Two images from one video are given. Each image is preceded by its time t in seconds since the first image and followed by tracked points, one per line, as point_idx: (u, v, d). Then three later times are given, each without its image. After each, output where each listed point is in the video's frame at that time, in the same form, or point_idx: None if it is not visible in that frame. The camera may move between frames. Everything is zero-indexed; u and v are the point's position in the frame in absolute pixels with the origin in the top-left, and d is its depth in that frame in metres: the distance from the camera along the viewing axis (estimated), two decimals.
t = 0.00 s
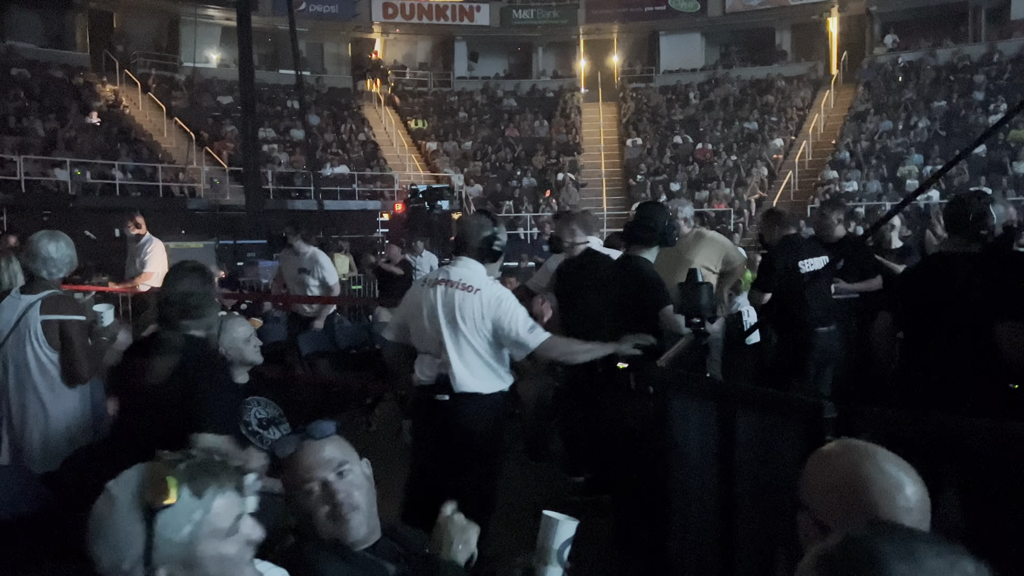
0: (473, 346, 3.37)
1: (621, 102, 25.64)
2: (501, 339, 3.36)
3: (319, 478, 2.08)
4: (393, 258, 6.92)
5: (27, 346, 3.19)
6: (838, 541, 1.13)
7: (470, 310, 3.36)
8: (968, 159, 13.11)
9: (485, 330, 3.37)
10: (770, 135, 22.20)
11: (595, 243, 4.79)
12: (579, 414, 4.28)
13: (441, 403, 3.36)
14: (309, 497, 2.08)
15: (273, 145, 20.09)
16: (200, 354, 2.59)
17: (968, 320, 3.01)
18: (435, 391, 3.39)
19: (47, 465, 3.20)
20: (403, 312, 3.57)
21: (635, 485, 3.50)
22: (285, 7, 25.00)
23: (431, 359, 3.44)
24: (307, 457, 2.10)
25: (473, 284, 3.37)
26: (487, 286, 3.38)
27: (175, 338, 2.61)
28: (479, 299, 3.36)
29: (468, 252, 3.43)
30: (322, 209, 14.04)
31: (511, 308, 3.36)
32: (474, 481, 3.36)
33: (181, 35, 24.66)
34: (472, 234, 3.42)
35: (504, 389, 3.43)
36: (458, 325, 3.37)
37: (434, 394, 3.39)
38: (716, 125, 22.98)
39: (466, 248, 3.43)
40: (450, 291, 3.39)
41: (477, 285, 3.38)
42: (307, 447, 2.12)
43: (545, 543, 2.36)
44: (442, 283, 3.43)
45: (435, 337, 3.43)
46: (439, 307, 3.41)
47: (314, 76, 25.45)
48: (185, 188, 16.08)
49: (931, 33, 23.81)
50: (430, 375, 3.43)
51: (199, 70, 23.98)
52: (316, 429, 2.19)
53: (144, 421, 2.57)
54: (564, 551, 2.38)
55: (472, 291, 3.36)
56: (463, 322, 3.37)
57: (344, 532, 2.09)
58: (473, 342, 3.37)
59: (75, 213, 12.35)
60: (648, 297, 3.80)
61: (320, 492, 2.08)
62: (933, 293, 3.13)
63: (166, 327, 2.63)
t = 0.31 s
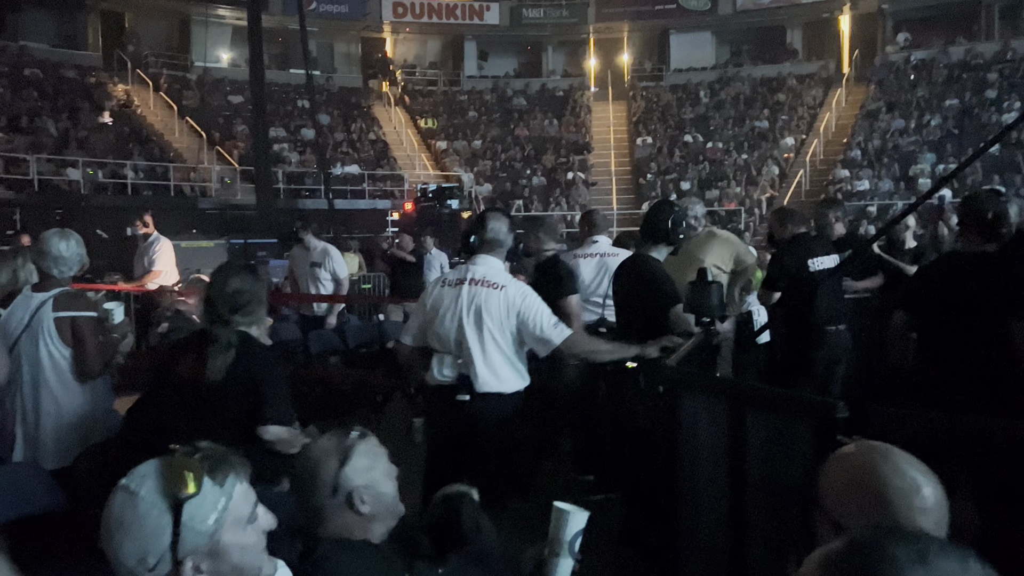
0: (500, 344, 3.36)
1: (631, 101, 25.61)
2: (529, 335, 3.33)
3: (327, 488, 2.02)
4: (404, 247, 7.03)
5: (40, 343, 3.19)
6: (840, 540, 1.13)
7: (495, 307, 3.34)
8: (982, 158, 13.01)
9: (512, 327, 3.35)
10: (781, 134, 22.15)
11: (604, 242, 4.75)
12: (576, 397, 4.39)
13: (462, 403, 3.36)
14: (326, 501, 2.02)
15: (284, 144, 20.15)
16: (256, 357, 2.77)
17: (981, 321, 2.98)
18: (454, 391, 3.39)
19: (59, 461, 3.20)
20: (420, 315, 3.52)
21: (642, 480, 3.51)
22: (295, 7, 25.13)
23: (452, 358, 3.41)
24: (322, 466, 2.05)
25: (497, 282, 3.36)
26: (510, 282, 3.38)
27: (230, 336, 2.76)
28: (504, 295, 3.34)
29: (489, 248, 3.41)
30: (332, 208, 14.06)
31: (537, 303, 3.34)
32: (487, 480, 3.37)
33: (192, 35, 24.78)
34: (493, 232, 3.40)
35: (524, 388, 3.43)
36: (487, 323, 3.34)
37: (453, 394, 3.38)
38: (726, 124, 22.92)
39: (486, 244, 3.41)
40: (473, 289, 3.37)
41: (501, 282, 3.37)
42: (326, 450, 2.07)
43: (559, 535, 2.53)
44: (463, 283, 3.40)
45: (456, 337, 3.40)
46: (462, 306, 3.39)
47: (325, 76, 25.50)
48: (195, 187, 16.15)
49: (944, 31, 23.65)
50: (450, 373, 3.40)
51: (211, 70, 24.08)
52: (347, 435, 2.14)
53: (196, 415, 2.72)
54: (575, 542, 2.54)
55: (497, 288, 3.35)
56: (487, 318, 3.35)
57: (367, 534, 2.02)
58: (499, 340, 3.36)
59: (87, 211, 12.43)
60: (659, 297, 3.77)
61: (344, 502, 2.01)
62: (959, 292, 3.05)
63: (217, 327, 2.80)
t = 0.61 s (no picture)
0: (524, 344, 3.39)
1: (644, 102, 25.53)
2: (553, 328, 3.38)
3: (347, 493, 2.01)
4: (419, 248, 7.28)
5: (55, 344, 3.20)
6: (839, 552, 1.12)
7: (517, 307, 3.37)
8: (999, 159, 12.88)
9: (536, 324, 3.39)
10: (795, 135, 22.05)
11: (616, 244, 4.72)
12: (592, 396, 4.44)
13: (479, 406, 3.36)
14: (349, 504, 2.01)
15: (297, 147, 20.24)
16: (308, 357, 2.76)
17: (998, 326, 2.95)
18: (471, 395, 3.38)
19: (76, 463, 3.25)
20: (436, 320, 3.52)
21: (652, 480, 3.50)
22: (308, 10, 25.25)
23: (470, 361, 3.41)
24: (347, 473, 2.02)
25: (518, 281, 3.40)
26: (529, 282, 3.41)
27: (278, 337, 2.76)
28: (526, 293, 3.39)
29: (505, 250, 3.44)
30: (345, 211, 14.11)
31: (558, 298, 3.41)
32: (506, 481, 3.38)
33: (207, 38, 24.92)
34: (508, 235, 3.44)
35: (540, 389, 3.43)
36: (512, 323, 3.36)
37: (470, 396, 3.38)
38: (740, 125, 22.83)
39: (501, 247, 3.44)
40: (493, 290, 3.39)
41: (521, 281, 3.40)
42: (347, 456, 2.05)
43: (574, 534, 2.52)
44: (482, 285, 3.41)
45: (475, 340, 3.40)
46: (482, 308, 3.40)
47: (337, 78, 25.56)
48: (210, 189, 16.26)
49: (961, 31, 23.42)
50: (467, 376, 3.40)
51: (225, 73, 24.21)
52: (368, 436, 2.13)
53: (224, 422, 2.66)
54: (590, 542, 2.53)
55: (519, 287, 3.39)
56: (509, 318, 3.36)
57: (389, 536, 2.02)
58: (524, 339, 3.39)
59: (104, 214, 12.53)
60: (671, 300, 3.75)
61: (372, 506, 2.00)
62: (963, 294, 3.04)
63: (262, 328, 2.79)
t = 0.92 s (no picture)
0: (538, 349, 3.37)
1: (657, 105, 25.50)
2: (568, 332, 3.37)
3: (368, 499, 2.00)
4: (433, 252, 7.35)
5: (73, 350, 3.22)
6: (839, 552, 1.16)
7: (529, 309, 3.36)
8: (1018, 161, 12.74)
9: (551, 327, 3.38)
10: (810, 137, 21.94)
11: (631, 247, 4.69)
12: (604, 403, 4.36)
13: (488, 410, 3.33)
14: (371, 511, 2.00)
15: (312, 151, 20.33)
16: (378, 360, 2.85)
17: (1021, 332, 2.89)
18: (480, 399, 3.36)
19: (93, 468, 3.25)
20: (447, 326, 3.51)
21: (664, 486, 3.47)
22: (323, 15, 25.46)
23: (479, 366, 3.39)
24: (370, 478, 2.01)
25: (529, 284, 3.38)
26: (538, 284, 3.39)
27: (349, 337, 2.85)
28: (538, 296, 3.37)
29: (512, 254, 3.42)
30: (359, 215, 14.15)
31: (570, 301, 3.39)
32: (519, 487, 3.36)
33: (222, 44, 25.12)
34: (515, 239, 3.43)
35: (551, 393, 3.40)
36: (525, 328, 3.35)
37: (480, 400, 3.36)
38: (754, 128, 22.75)
39: (508, 252, 3.42)
40: (504, 294, 3.37)
41: (531, 285, 3.39)
42: (367, 461, 2.04)
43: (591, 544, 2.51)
44: (493, 291, 3.39)
45: (486, 346, 3.39)
46: (493, 313, 3.38)
47: (351, 84, 25.68)
48: (225, 195, 16.33)
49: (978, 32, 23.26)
50: (477, 381, 3.37)
51: (240, 79, 24.40)
52: (388, 442, 2.12)
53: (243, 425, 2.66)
54: (605, 551, 2.53)
55: (531, 290, 3.37)
56: (522, 322, 3.35)
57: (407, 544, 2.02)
58: (538, 343, 3.37)
59: (121, 220, 12.59)
60: (687, 304, 3.72)
61: (392, 516, 2.00)
62: (976, 309, 2.99)
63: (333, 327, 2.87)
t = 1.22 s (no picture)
0: (558, 354, 3.39)
1: (674, 109, 25.47)
2: (588, 338, 3.38)
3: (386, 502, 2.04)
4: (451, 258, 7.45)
5: (93, 356, 3.24)
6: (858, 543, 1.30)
7: (545, 316, 3.36)
8: None
9: (571, 332, 3.40)
10: (829, 141, 21.77)
11: (648, 251, 4.68)
12: (623, 409, 4.38)
13: (502, 419, 3.33)
14: (393, 509, 2.03)
15: (330, 157, 20.45)
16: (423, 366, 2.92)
17: None
18: (495, 407, 3.35)
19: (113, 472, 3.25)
20: (459, 334, 3.48)
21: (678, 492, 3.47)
22: (340, 22, 25.67)
23: (495, 374, 3.40)
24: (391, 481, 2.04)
25: (546, 289, 3.39)
26: (553, 289, 3.41)
27: (396, 339, 2.90)
28: (554, 302, 3.38)
29: (524, 261, 3.43)
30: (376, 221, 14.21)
31: (588, 305, 3.40)
32: (537, 492, 3.40)
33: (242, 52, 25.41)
34: (526, 245, 3.42)
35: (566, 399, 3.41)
36: (544, 334, 3.35)
37: (494, 409, 3.36)
38: (773, 131, 22.63)
39: (520, 259, 3.42)
40: (520, 301, 3.36)
41: (547, 290, 3.40)
42: (390, 457, 2.10)
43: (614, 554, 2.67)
44: (508, 297, 3.38)
45: (503, 353, 3.38)
46: (510, 320, 3.37)
47: (369, 90, 25.83)
48: (245, 201, 16.44)
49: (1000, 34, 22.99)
50: (492, 389, 3.40)
51: (259, 86, 24.65)
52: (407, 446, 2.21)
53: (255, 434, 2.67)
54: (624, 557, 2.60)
55: (547, 295, 3.38)
56: (540, 329, 3.35)
57: (419, 555, 2.04)
58: (557, 348, 3.39)
59: (142, 226, 12.70)
60: (703, 311, 3.71)
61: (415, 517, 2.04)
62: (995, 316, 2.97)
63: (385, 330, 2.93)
